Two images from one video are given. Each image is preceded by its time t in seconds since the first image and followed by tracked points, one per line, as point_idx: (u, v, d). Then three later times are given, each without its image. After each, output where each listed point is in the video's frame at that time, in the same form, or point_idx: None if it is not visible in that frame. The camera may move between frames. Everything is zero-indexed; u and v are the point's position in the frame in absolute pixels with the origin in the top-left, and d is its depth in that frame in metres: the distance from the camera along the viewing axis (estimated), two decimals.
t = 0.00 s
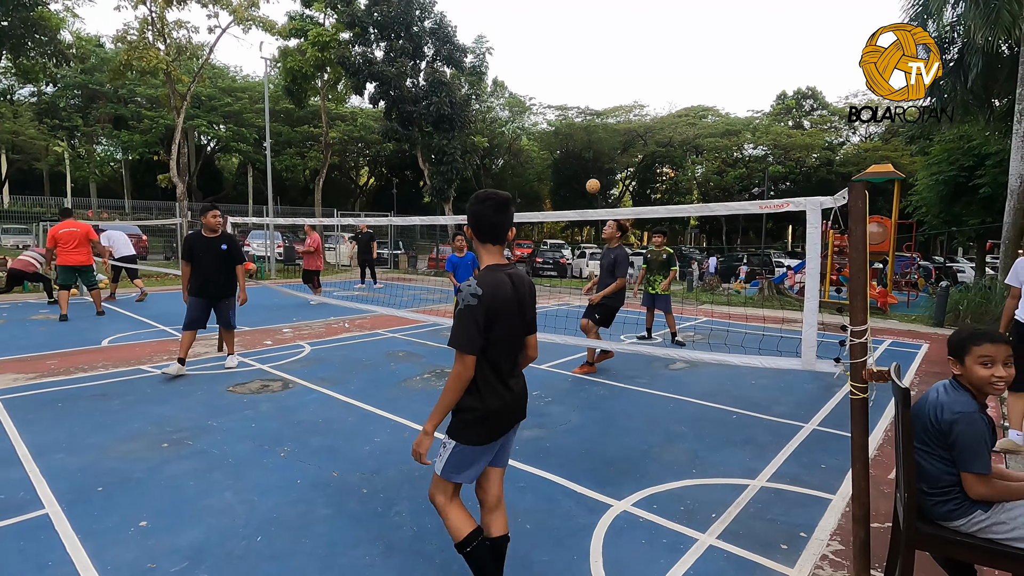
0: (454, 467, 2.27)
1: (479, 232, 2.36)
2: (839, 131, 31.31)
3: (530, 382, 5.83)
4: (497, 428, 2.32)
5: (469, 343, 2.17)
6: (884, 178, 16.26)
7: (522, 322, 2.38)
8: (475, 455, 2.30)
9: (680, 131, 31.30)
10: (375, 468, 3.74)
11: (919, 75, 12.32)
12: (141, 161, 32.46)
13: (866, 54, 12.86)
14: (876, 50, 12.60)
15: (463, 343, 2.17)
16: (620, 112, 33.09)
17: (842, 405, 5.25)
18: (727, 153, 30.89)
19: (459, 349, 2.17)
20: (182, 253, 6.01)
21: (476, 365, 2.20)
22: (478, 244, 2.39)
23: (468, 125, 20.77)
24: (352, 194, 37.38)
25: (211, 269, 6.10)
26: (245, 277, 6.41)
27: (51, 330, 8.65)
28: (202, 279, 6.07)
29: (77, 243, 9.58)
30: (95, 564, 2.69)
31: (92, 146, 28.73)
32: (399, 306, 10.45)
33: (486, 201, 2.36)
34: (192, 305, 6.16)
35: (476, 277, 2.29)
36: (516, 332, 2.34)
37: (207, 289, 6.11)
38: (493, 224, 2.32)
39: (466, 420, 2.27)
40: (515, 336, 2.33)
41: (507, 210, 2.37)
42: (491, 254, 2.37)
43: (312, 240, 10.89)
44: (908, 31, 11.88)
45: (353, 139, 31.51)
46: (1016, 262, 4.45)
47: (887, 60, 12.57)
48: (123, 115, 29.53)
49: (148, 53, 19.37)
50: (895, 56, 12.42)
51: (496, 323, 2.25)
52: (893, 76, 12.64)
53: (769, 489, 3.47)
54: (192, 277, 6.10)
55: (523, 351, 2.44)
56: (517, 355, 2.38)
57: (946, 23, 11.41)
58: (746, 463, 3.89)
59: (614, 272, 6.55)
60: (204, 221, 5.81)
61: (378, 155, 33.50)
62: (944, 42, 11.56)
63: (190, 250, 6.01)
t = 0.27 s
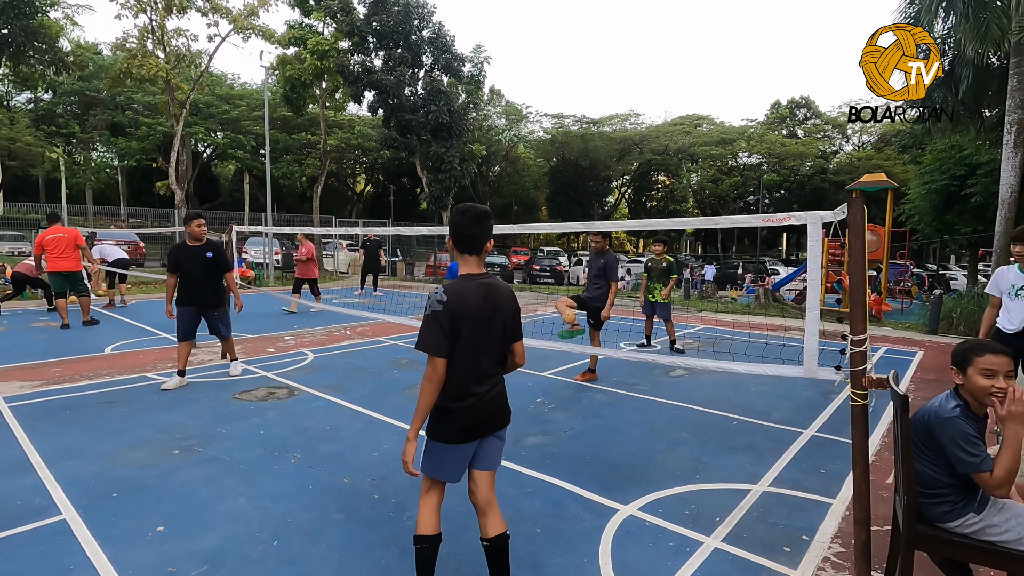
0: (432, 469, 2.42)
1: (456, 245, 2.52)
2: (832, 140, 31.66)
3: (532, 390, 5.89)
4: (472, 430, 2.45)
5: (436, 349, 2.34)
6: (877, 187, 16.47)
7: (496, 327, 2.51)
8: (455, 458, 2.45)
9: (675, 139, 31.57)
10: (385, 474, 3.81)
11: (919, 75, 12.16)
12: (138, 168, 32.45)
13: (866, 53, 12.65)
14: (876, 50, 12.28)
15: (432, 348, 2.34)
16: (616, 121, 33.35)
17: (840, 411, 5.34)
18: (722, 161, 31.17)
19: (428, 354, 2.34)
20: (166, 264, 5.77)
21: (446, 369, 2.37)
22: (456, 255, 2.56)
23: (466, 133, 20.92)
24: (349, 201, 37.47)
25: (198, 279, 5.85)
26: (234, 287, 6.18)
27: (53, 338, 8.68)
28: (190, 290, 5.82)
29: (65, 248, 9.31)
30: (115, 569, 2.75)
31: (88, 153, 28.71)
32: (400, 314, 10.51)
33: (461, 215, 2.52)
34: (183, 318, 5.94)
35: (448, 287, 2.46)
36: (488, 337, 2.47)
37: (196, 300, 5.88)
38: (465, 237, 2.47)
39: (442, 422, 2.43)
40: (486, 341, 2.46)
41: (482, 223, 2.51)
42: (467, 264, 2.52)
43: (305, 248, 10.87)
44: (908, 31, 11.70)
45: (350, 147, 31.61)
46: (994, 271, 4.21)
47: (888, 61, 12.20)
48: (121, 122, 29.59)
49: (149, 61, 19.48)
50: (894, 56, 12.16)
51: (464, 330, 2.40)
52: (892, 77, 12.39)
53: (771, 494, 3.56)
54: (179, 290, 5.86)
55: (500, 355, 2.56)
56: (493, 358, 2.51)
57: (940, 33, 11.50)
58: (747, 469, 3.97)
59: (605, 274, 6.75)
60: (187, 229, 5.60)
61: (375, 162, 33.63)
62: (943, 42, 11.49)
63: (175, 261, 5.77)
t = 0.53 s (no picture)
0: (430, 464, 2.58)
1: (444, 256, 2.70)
2: (816, 152, 32.33)
3: (531, 398, 6.00)
4: (460, 429, 2.58)
5: (419, 351, 2.55)
6: (861, 199, 16.85)
7: (481, 329, 2.63)
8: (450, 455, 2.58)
9: (662, 151, 32.03)
10: (393, 481, 3.90)
11: (919, 75, 12.18)
12: (125, 177, 32.19)
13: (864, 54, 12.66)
14: (875, 50, 12.43)
15: (416, 350, 2.56)
16: (604, 132, 33.72)
17: (830, 417, 5.51)
18: (709, 172, 31.65)
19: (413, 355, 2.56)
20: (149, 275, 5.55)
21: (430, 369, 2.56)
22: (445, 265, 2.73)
23: (458, 144, 21.09)
24: (338, 211, 37.43)
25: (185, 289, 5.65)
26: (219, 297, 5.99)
27: (46, 348, 8.64)
28: (177, 301, 5.61)
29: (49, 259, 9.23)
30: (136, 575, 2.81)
31: (74, 161, 28.42)
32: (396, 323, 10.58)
33: (446, 227, 2.68)
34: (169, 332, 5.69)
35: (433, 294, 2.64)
36: (471, 340, 2.60)
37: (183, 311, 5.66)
38: (448, 247, 2.61)
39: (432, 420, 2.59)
40: (469, 343, 2.60)
41: (467, 232, 2.65)
42: (454, 272, 2.67)
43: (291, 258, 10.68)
44: (908, 32, 11.68)
45: (340, 156, 31.64)
46: (969, 280, 4.13)
47: (886, 61, 12.29)
48: (108, 131, 29.42)
49: (140, 70, 19.46)
50: (894, 57, 12.17)
51: (445, 333, 2.56)
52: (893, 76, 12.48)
53: (768, 497, 3.70)
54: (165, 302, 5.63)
55: (488, 356, 2.67)
56: (479, 360, 2.62)
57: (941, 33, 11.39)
58: (743, 474, 4.11)
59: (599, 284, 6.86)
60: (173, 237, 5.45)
61: (365, 172, 33.71)
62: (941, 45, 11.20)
63: (160, 272, 5.56)
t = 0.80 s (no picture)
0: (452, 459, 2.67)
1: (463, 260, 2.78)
2: (800, 158, 32.86)
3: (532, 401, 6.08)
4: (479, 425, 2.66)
5: (437, 350, 2.64)
6: (846, 205, 17.20)
7: (498, 331, 2.70)
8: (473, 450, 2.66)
9: (650, 155, 32.36)
10: (404, 485, 3.95)
11: (919, 75, 12.16)
12: (109, 178, 31.72)
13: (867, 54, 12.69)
14: (875, 50, 12.40)
15: (434, 350, 2.66)
16: (593, 136, 33.97)
17: (824, 419, 5.66)
18: (696, 177, 32.05)
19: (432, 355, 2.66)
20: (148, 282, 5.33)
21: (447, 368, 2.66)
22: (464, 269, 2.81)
23: (449, 148, 21.14)
24: (326, 214, 37.25)
25: (185, 297, 5.45)
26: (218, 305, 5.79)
27: (36, 354, 8.53)
28: (176, 309, 5.40)
29: (27, 265, 8.96)
30: None
31: (57, 163, 27.94)
32: (391, 328, 10.59)
33: (466, 232, 2.76)
34: (166, 341, 5.47)
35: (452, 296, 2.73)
36: (488, 341, 2.67)
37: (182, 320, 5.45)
38: (465, 252, 2.68)
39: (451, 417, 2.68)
40: (487, 346, 2.67)
41: (486, 237, 2.73)
42: (475, 276, 2.75)
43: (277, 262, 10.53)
44: (908, 32, 11.71)
45: (329, 159, 31.53)
46: (957, 287, 4.26)
47: (886, 61, 12.26)
48: (92, 132, 29.02)
49: (127, 71, 19.27)
50: (895, 56, 12.15)
51: (462, 334, 2.64)
52: (892, 77, 12.45)
53: (771, 497, 3.81)
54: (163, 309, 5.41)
55: (506, 357, 2.73)
56: (497, 361, 2.69)
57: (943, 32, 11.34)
58: (745, 475, 4.22)
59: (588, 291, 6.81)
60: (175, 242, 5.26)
61: (354, 175, 33.63)
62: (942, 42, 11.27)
63: (159, 278, 5.35)
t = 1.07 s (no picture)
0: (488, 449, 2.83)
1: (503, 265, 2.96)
2: (786, 163, 33.32)
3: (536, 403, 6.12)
4: (516, 419, 2.84)
5: (489, 347, 2.78)
6: (833, 210, 17.49)
7: (536, 332, 2.93)
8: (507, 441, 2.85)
9: (639, 160, 32.62)
10: (418, 487, 3.96)
11: (919, 75, 12.30)
12: (92, 179, 31.21)
13: (867, 53, 12.80)
14: (875, 50, 12.53)
15: (484, 347, 2.79)
16: (582, 140, 34.18)
17: (824, 420, 5.76)
18: (684, 181, 32.37)
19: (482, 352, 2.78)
20: (156, 286, 5.40)
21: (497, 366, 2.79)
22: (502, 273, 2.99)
23: (441, 151, 21.14)
24: (314, 217, 36.99)
25: (192, 299, 5.60)
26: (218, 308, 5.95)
27: (26, 358, 8.38)
28: (186, 311, 5.54)
29: None
30: None
31: (39, 163, 27.44)
32: (388, 331, 10.58)
33: (506, 238, 2.96)
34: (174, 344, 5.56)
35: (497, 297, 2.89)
36: (531, 342, 2.88)
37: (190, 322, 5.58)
38: (510, 257, 2.89)
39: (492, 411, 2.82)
40: (528, 346, 2.88)
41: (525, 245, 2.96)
42: (512, 280, 2.95)
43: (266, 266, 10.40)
44: (908, 32, 11.92)
45: (318, 161, 31.36)
46: (958, 291, 4.41)
47: (887, 60, 12.48)
48: (75, 132, 28.56)
49: (114, 71, 19.03)
50: (894, 56, 12.34)
51: (511, 334, 2.82)
52: (893, 76, 12.66)
53: (780, 497, 3.89)
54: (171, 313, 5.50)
55: (540, 358, 2.96)
56: (535, 361, 2.91)
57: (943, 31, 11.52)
58: (753, 475, 4.29)
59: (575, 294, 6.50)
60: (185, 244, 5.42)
61: (343, 178, 33.46)
62: (942, 41, 11.50)
63: (167, 282, 5.46)
